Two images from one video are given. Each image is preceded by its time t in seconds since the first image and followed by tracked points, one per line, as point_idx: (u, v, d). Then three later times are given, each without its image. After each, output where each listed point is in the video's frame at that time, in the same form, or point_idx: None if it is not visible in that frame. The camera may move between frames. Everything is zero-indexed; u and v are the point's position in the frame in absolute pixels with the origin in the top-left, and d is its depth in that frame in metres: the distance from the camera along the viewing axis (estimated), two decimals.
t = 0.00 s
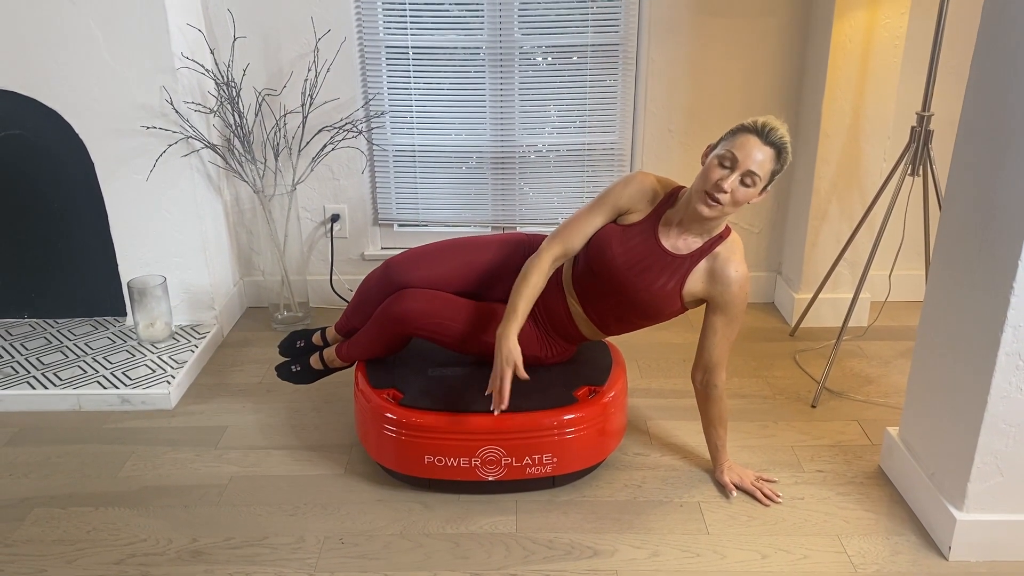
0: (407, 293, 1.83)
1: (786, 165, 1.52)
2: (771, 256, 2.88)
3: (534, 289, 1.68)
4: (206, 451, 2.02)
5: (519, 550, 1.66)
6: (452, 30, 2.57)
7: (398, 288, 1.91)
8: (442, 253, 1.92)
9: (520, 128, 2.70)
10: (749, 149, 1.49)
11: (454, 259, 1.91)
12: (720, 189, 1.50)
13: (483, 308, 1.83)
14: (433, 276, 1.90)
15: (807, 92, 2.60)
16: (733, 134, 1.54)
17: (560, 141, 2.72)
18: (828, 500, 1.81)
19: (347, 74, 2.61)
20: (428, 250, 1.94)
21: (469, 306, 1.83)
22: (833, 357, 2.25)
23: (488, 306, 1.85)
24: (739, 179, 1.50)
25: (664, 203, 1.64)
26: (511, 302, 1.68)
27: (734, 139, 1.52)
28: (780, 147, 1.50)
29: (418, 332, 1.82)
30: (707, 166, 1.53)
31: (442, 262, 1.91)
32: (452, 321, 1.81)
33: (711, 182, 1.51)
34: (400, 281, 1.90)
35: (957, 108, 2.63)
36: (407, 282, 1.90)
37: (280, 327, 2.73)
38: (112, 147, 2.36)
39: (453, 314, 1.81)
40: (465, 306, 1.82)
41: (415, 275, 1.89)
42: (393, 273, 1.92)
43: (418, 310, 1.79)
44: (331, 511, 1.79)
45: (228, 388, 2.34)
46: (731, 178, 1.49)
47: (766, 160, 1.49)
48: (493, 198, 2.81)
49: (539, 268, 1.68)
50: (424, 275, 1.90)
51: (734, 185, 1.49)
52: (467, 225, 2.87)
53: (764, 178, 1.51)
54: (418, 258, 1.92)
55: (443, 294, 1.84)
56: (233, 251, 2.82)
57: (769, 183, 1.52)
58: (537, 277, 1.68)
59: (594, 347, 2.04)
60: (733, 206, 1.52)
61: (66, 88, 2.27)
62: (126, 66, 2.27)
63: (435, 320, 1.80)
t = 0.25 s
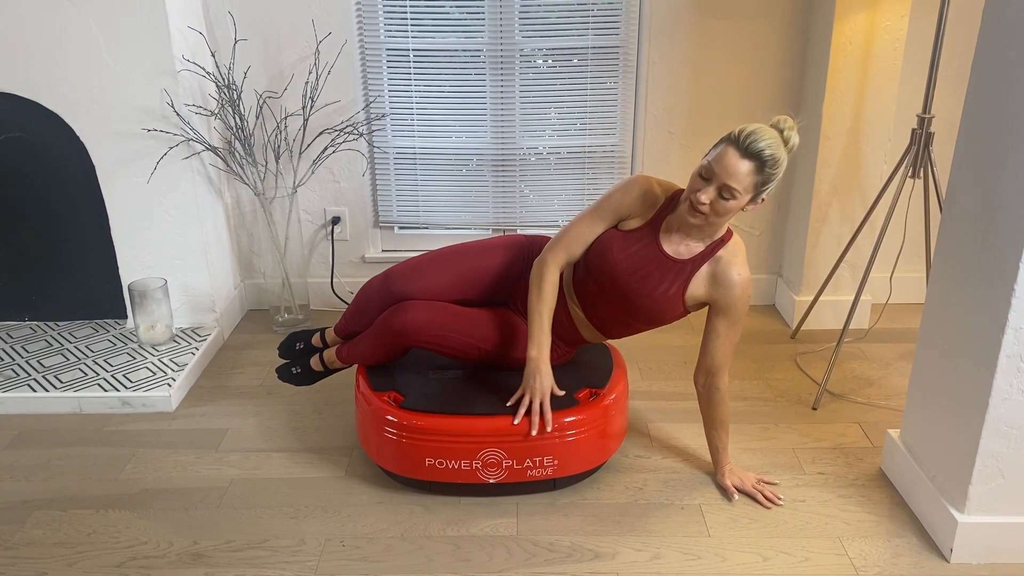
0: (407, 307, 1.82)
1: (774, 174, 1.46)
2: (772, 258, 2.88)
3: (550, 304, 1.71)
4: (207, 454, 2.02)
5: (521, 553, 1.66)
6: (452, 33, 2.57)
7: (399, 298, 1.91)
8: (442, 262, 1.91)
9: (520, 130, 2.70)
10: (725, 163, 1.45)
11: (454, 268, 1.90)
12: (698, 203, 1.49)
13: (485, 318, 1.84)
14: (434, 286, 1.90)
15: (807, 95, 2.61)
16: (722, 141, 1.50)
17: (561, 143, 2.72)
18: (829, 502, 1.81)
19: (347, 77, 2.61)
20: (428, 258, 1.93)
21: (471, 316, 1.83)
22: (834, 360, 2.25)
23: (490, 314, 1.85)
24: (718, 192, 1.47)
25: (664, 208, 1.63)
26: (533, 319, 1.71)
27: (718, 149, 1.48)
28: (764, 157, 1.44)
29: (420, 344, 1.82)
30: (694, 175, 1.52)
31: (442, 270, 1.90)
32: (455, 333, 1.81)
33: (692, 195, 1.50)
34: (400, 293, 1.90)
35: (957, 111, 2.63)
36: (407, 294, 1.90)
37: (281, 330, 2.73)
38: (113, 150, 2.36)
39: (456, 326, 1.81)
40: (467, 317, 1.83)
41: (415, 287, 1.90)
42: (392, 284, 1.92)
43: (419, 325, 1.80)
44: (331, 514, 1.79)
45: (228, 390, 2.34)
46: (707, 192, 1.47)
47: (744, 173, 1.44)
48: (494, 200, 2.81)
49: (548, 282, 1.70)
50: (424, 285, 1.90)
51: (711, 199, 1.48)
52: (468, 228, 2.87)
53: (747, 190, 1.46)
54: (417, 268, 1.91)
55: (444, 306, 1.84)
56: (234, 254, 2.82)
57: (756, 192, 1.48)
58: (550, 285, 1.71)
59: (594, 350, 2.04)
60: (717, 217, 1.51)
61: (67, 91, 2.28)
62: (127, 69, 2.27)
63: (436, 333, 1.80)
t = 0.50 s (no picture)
0: (407, 326, 1.83)
1: (760, 187, 1.43)
2: (772, 260, 2.88)
3: (550, 306, 1.71)
4: (207, 456, 2.02)
5: (521, 555, 1.66)
6: (452, 35, 2.57)
7: (399, 311, 1.89)
8: (441, 272, 1.88)
9: (520, 133, 2.71)
10: (709, 174, 1.44)
11: (454, 278, 1.87)
12: (683, 211, 1.51)
13: (486, 328, 1.84)
14: (435, 300, 1.87)
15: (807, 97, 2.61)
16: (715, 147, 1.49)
17: (561, 145, 2.72)
18: (830, 504, 1.81)
19: (348, 79, 2.61)
20: (426, 270, 1.89)
21: (472, 326, 1.84)
22: (834, 362, 2.25)
23: (491, 323, 1.86)
24: (701, 201, 1.48)
25: (665, 211, 1.62)
26: (534, 326, 1.71)
27: (707, 157, 1.47)
28: (748, 170, 1.42)
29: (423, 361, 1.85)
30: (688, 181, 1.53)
31: (441, 281, 1.87)
32: (456, 347, 1.82)
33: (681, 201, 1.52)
34: (399, 307, 1.88)
35: (957, 113, 2.63)
36: (407, 308, 1.87)
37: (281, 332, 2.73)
38: (113, 152, 2.36)
39: (457, 341, 1.82)
40: (468, 329, 1.83)
41: (415, 302, 1.87)
42: (391, 298, 1.89)
43: (420, 345, 1.82)
44: (331, 516, 1.79)
45: (228, 392, 2.34)
46: (692, 201, 1.48)
47: (727, 186, 1.43)
48: (494, 202, 2.81)
49: (549, 286, 1.71)
50: (425, 297, 1.87)
51: (695, 209, 1.49)
52: (468, 230, 2.87)
53: (729, 200, 1.45)
54: (415, 281, 1.88)
55: (445, 320, 1.85)
56: (234, 256, 2.82)
57: (741, 202, 1.46)
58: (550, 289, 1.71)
59: (594, 352, 2.04)
60: (705, 224, 1.51)
61: (68, 92, 2.28)
62: (127, 71, 2.28)
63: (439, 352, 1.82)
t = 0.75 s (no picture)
0: (407, 343, 1.82)
1: (765, 192, 1.43)
2: (773, 262, 2.88)
3: (551, 308, 1.71)
4: (208, 457, 2.02)
5: (523, 556, 1.66)
6: (453, 37, 2.57)
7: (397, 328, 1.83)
8: (440, 285, 1.82)
9: (521, 134, 2.71)
10: (713, 180, 1.44)
11: (454, 290, 1.82)
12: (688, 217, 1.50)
13: (489, 338, 1.82)
14: (434, 318, 1.82)
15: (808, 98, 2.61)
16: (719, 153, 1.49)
17: (561, 147, 2.72)
18: (831, 506, 1.81)
19: (349, 80, 2.61)
20: (424, 286, 1.83)
21: (474, 336, 1.82)
22: (836, 364, 2.25)
23: (493, 332, 1.84)
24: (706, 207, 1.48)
25: (670, 214, 1.62)
26: (534, 329, 1.71)
27: (712, 162, 1.46)
28: (753, 176, 1.41)
29: (426, 377, 1.85)
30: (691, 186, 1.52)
31: (441, 297, 1.81)
32: (459, 360, 1.81)
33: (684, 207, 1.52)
34: (398, 323, 1.82)
35: (958, 114, 2.63)
36: (407, 325, 1.81)
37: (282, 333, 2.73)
38: (114, 153, 2.36)
39: (461, 354, 1.80)
40: (471, 341, 1.81)
41: (415, 318, 1.81)
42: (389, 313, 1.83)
43: (423, 362, 1.81)
44: (332, 517, 1.79)
45: (229, 394, 2.34)
46: (695, 207, 1.48)
47: (731, 192, 1.43)
48: (495, 203, 2.81)
49: (550, 287, 1.70)
50: (424, 316, 1.81)
51: (699, 215, 1.48)
52: (469, 232, 2.88)
53: (733, 206, 1.45)
54: (413, 295, 1.82)
55: (446, 333, 1.83)
56: (235, 258, 2.82)
57: (745, 208, 1.46)
58: (551, 292, 1.70)
59: (595, 354, 2.04)
60: (710, 230, 1.51)
61: (69, 94, 2.28)
62: (129, 73, 2.28)
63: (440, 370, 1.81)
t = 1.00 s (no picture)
0: (408, 358, 1.80)
1: (791, 181, 1.43)
2: (773, 263, 2.88)
3: (551, 310, 1.70)
4: (208, 458, 2.02)
5: (523, 557, 1.66)
6: (454, 38, 2.57)
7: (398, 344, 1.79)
8: (442, 302, 1.78)
9: (522, 135, 2.71)
10: (740, 172, 1.42)
11: (455, 302, 1.78)
12: (714, 215, 1.46)
13: (491, 348, 1.81)
14: (436, 334, 1.79)
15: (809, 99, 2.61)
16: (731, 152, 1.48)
17: (562, 148, 2.72)
18: (832, 507, 1.81)
19: (349, 81, 2.61)
20: (425, 302, 1.78)
21: (476, 347, 1.80)
22: (836, 365, 2.25)
23: (494, 341, 1.82)
24: (733, 203, 1.45)
25: (674, 218, 1.60)
26: (534, 332, 1.71)
27: (731, 157, 1.46)
28: (779, 164, 1.41)
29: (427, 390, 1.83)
30: (705, 187, 1.49)
31: (443, 314, 1.78)
32: (461, 372, 1.79)
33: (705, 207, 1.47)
34: (398, 338, 1.77)
35: (958, 115, 2.63)
36: (408, 341, 1.77)
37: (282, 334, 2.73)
38: (114, 153, 2.36)
39: (463, 366, 1.79)
40: (473, 352, 1.79)
41: (416, 334, 1.77)
42: (389, 327, 1.79)
43: (425, 376, 1.79)
44: (333, 518, 1.79)
45: (230, 394, 2.34)
46: (721, 203, 1.45)
47: (761, 181, 1.42)
48: (495, 204, 2.81)
49: (550, 288, 1.69)
50: (426, 333, 1.78)
51: (726, 211, 1.45)
52: (470, 232, 2.88)
53: (762, 199, 1.44)
54: (413, 310, 1.78)
55: (447, 345, 1.80)
56: (235, 258, 2.83)
57: (770, 202, 1.46)
58: (551, 294, 1.69)
59: (596, 355, 2.04)
60: (734, 229, 1.48)
61: (70, 94, 2.28)
62: (130, 74, 2.28)
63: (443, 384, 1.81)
